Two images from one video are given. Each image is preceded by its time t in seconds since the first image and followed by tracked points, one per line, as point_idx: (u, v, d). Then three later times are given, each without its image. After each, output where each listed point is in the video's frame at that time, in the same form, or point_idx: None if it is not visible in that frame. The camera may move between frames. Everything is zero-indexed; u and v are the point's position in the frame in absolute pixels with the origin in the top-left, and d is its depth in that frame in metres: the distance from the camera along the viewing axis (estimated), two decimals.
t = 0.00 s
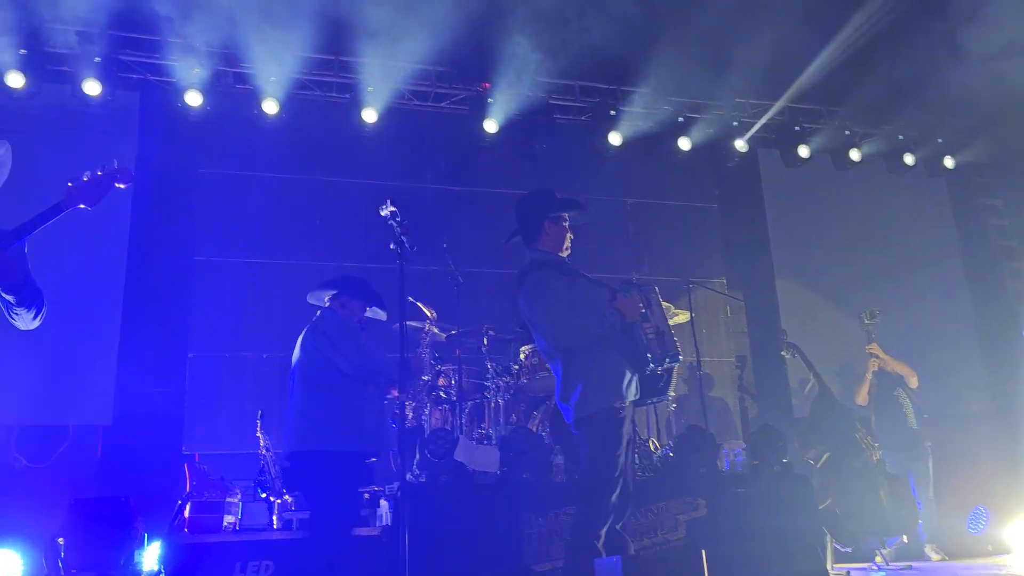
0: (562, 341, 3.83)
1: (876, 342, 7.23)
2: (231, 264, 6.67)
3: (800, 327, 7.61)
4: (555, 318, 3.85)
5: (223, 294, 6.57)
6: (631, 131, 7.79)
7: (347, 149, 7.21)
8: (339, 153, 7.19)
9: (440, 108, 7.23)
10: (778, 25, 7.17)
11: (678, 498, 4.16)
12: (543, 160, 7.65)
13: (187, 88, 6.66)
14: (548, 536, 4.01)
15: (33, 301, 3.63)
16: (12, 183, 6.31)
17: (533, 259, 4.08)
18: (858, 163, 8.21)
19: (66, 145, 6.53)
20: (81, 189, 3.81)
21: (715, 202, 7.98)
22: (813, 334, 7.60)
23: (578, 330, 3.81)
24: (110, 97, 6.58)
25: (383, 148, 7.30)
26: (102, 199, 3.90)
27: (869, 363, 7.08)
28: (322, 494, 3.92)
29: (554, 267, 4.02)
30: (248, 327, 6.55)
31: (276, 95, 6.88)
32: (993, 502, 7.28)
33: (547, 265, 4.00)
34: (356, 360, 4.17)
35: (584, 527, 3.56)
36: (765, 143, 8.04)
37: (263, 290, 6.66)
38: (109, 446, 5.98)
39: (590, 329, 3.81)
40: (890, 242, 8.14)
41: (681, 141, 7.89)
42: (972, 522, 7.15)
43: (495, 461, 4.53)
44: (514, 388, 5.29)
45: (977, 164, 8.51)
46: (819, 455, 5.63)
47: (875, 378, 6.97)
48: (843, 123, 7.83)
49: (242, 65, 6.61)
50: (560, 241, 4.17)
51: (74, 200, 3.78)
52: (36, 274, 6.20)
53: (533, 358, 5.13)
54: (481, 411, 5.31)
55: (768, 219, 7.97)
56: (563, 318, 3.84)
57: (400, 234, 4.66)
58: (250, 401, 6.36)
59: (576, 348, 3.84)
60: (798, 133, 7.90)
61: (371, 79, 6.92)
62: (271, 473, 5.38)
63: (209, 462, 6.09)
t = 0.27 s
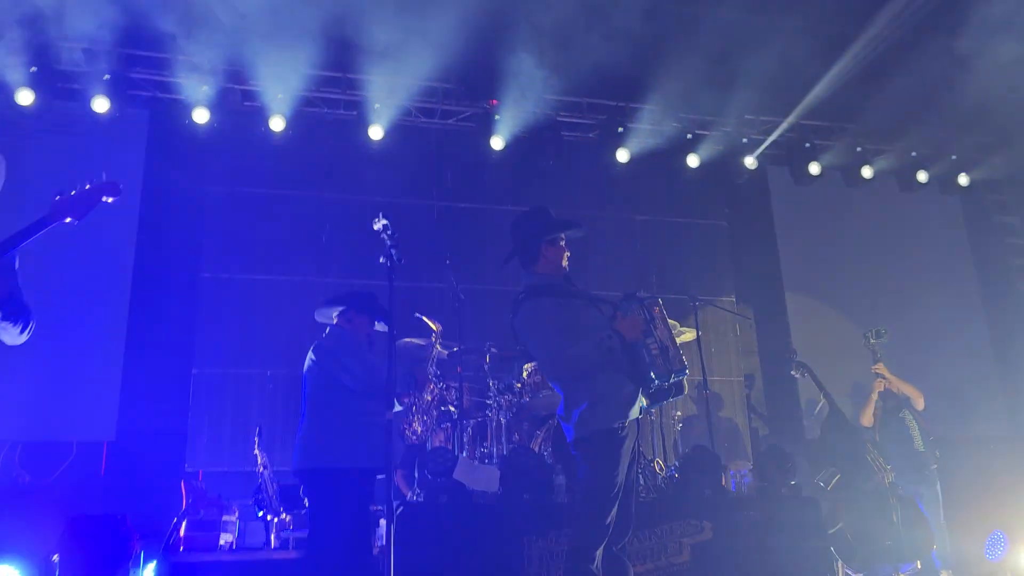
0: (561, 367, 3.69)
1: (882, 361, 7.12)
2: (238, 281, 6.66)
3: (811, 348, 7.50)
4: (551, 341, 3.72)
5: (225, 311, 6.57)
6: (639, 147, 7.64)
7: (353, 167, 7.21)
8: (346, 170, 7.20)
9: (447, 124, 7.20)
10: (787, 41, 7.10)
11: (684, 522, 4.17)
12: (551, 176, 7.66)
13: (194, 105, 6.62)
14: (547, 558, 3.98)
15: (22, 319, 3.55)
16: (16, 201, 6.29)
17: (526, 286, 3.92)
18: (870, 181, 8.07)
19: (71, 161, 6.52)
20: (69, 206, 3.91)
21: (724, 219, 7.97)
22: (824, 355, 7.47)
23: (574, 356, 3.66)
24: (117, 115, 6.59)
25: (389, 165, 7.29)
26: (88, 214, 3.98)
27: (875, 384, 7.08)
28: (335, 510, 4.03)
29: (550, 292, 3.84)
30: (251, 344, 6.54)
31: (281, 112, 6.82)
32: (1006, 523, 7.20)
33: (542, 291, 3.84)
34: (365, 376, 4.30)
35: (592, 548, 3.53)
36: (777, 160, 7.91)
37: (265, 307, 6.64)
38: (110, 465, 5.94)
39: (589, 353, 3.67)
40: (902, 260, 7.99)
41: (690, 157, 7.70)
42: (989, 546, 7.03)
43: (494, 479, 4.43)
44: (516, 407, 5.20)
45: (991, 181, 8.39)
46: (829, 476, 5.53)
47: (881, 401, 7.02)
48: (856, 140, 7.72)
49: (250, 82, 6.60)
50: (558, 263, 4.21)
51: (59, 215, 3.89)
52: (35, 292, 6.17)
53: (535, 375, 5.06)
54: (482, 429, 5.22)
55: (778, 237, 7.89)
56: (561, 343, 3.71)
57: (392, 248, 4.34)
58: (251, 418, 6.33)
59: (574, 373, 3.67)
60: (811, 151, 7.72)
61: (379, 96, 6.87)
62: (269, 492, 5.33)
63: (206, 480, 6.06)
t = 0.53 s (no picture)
0: (532, 387, 3.37)
1: (862, 384, 6.71)
2: (223, 296, 6.60)
3: (799, 368, 7.47)
4: (522, 361, 3.43)
5: (213, 324, 6.50)
6: (627, 166, 7.69)
7: (340, 183, 7.15)
8: (333, 186, 7.13)
9: (436, 141, 7.20)
10: (773, 60, 7.19)
11: (668, 546, 4.07)
12: (539, 194, 7.60)
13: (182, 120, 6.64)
14: None
15: None
16: None
17: (502, 300, 3.61)
18: (858, 202, 8.12)
19: (56, 174, 6.47)
20: (44, 222, 4.26)
21: (713, 238, 7.93)
22: (811, 376, 7.45)
23: (544, 378, 3.34)
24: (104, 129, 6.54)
25: (377, 182, 7.24)
26: (64, 229, 4.33)
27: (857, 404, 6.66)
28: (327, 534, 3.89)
29: (524, 307, 3.53)
30: (235, 359, 6.46)
31: (270, 127, 6.84)
32: (992, 547, 7.20)
33: (516, 307, 3.53)
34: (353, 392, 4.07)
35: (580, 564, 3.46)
36: (765, 180, 7.97)
37: (248, 324, 6.57)
38: (88, 481, 5.87)
39: (559, 374, 3.33)
40: (890, 280, 8.01)
41: (678, 177, 7.78)
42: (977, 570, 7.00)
43: (477, 499, 4.42)
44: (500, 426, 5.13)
45: (980, 204, 8.41)
46: (817, 499, 5.50)
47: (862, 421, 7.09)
48: (844, 161, 7.76)
49: (239, 96, 6.58)
50: (538, 278, 3.78)
51: (35, 230, 4.21)
52: (15, 306, 6.15)
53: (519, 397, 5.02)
54: (466, 449, 5.17)
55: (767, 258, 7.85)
56: (533, 363, 3.40)
57: (369, 266, 3.82)
58: (235, 434, 6.24)
59: (547, 394, 3.36)
60: (799, 171, 7.82)
61: (367, 113, 6.89)
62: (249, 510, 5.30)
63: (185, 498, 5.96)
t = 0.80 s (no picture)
0: (517, 403, 3.34)
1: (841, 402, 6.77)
2: (209, 310, 6.55)
3: (785, 386, 7.50)
4: (505, 377, 3.38)
5: (199, 338, 6.46)
6: (614, 183, 7.78)
7: (328, 197, 7.14)
8: (321, 200, 7.11)
9: (425, 156, 7.30)
10: (761, 79, 7.27)
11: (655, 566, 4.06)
12: (527, 210, 7.59)
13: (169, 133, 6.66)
14: None
15: None
16: None
17: (488, 315, 3.60)
18: (844, 221, 8.17)
19: (42, 186, 6.45)
20: (30, 244, 4.36)
21: (701, 255, 7.92)
22: (797, 393, 7.48)
23: (528, 397, 3.32)
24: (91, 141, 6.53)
25: (365, 197, 7.23)
26: (52, 251, 4.40)
27: (836, 423, 6.71)
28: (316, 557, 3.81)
29: (510, 322, 3.51)
30: (220, 374, 6.41)
31: (258, 140, 6.86)
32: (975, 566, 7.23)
33: (502, 322, 3.51)
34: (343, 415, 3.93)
35: None
36: (751, 198, 8.09)
37: (234, 338, 6.53)
38: (70, 495, 5.80)
39: (543, 391, 3.29)
40: (875, 298, 8.08)
41: (667, 196, 7.81)
42: None
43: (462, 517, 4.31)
44: (487, 443, 5.15)
45: (964, 224, 8.49)
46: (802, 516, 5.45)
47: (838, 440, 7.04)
48: (828, 180, 7.84)
49: (227, 110, 6.64)
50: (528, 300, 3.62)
51: (18, 253, 4.33)
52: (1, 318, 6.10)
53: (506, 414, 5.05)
54: (453, 465, 5.20)
55: (755, 277, 7.90)
56: (517, 379, 3.34)
57: (355, 284, 3.79)
58: (220, 450, 6.19)
59: (534, 410, 3.35)
60: (785, 189, 7.91)
61: (357, 128, 6.96)
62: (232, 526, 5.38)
63: (167, 514, 5.89)
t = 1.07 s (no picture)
0: (499, 411, 3.27)
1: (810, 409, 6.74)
2: (186, 315, 6.49)
3: (762, 392, 7.57)
4: (488, 382, 3.33)
5: (174, 342, 6.39)
6: (594, 188, 7.81)
7: (306, 201, 7.09)
8: (299, 204, 7.06)
9: (405, 161, 7.30)
10: (739, 88, 7.35)
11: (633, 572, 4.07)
12: (507, 216, 7.59)
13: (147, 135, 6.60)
14: None
15: None
16: None
17: (472, 319, 3.52)
18: (819, 229, 8.30)
19: (15, 187, 6.35)
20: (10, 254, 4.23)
21: (679, 262, 7.97)
22: (773, 400, 7.54)
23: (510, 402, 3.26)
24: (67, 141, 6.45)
25: (344, 201, 7.19)
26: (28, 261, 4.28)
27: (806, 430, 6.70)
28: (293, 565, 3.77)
29: (494, 328, 3.46)
30: (195, 380, 6.35)
31: (236, 143, 6.81)
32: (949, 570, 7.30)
33: (487, 327, 3.44)
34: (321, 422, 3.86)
35: None
36: (728, 206, 8.16)
37: (210, 343, 6.47)
38: (40, 501, 5.69)
39: (525, 398, 3.25)
40: (849, 306, 8.17)
41: (644, 201, 7.91)
42: None
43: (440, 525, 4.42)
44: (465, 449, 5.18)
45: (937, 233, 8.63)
46: (778, 524, 5.58)
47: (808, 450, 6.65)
48: (805, 190, 7.97)
49: (205, 112, 6.59)
50: (511, 305, 3.63)
51: None
52: None
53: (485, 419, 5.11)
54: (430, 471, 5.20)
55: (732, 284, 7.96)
56: (500, 385, 3.30)
57: (336, 288, 3.77)
58: (195, 456, 6.12)
59: (517, 416, 3.31)
60: (762, 198, 8.00)
61: (337, 133, 6.89)
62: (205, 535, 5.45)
63: (140, 521, 5.81)
